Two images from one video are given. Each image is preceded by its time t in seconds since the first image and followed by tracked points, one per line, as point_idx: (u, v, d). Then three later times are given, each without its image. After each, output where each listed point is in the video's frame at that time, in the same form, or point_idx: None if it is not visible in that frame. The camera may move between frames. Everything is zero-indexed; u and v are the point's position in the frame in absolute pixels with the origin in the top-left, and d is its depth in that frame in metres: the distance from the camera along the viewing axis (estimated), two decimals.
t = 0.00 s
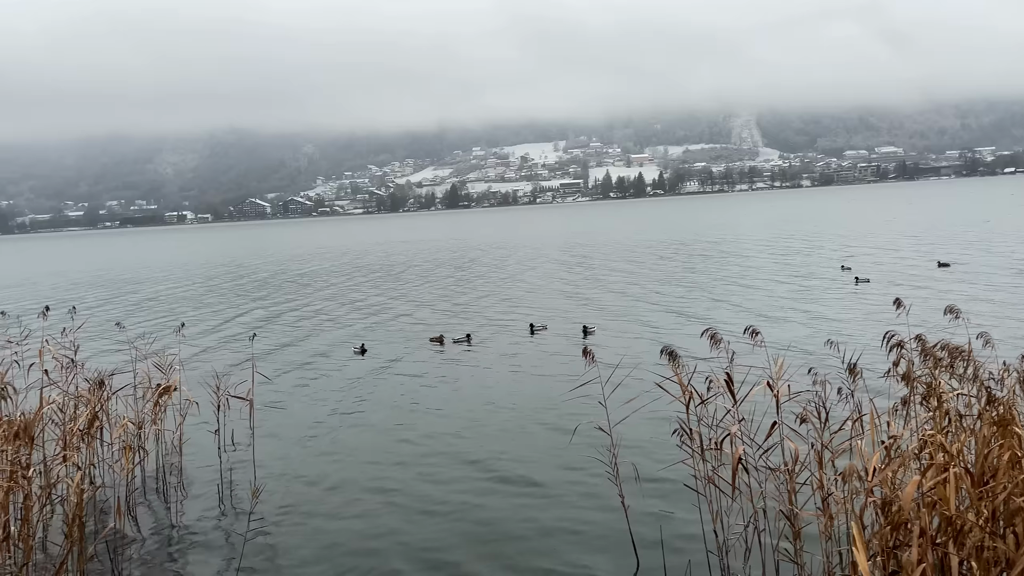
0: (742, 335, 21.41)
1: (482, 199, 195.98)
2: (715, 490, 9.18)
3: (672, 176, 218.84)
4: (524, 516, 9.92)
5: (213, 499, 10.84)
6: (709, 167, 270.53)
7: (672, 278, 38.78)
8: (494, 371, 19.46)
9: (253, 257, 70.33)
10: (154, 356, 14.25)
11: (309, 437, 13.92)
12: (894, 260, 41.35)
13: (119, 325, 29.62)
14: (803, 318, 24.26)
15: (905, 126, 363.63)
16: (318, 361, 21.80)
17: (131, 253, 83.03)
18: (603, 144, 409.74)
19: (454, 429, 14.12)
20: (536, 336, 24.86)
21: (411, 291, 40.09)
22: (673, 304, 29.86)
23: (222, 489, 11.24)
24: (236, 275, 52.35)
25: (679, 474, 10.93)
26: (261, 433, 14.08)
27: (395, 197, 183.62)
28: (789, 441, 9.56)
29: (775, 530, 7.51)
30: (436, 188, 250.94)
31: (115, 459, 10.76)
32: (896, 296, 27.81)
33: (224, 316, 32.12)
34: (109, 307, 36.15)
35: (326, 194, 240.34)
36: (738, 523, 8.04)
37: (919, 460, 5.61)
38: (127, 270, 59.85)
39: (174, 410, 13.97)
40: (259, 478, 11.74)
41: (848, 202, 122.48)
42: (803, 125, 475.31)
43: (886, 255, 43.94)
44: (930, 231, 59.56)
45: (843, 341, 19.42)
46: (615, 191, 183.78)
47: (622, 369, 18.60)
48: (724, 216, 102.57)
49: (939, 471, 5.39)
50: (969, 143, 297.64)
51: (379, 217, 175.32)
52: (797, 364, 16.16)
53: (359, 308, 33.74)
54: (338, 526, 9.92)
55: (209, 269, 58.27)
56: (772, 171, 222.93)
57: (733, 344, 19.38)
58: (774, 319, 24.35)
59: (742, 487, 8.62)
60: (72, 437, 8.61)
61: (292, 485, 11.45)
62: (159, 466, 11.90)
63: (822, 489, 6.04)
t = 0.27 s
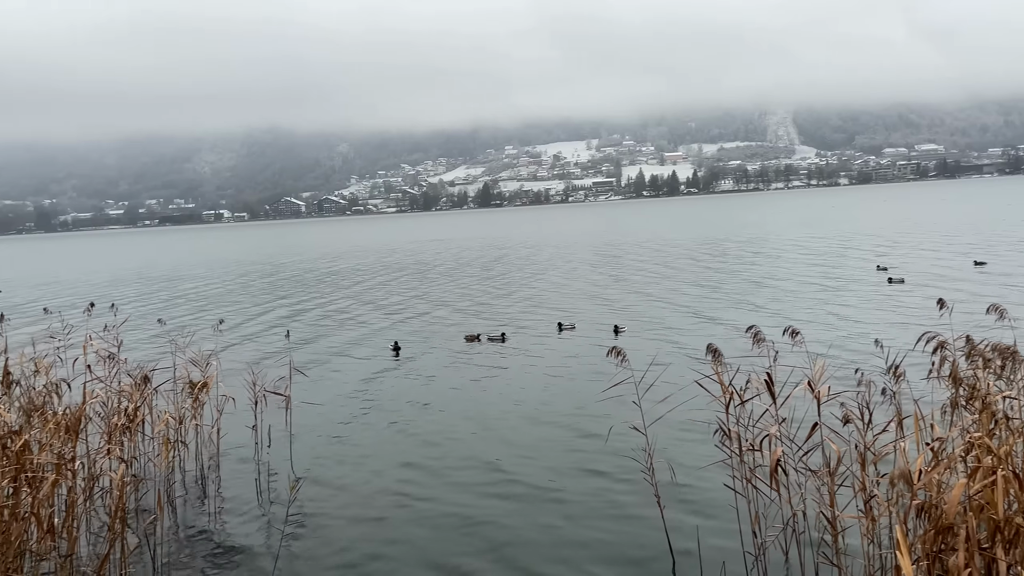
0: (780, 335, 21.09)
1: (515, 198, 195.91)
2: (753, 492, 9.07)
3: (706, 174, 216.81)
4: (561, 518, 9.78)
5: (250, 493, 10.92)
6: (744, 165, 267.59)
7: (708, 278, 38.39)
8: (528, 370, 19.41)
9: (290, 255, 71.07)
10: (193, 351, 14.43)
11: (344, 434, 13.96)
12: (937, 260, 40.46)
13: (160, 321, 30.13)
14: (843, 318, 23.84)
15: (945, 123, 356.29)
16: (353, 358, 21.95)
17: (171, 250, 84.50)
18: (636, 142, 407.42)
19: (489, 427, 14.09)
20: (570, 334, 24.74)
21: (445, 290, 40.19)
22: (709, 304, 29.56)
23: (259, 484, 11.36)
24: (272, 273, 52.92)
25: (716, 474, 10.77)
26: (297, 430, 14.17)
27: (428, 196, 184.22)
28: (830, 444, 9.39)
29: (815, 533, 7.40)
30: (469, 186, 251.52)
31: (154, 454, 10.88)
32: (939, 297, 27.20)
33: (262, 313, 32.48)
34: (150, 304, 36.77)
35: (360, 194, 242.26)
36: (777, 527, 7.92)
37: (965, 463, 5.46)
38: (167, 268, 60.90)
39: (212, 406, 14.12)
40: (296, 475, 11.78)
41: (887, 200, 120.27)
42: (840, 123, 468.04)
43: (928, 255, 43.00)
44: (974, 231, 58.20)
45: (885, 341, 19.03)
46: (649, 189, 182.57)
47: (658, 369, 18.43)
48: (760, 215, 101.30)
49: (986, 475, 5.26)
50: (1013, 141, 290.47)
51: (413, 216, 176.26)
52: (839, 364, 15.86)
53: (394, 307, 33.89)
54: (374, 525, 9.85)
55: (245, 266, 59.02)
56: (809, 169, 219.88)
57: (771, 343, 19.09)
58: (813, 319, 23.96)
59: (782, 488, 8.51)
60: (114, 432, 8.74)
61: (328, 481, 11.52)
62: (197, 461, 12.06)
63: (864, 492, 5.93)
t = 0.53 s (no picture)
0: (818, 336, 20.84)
1: (548, 196, 195.49)
2: (791, 496, 8.99)
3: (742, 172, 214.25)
4: (593, 520, 9.77)
5: (286, 489, 11.09)
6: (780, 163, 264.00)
7: (744, 277, 38.02)
8: (562, 370, 19.44)
9: (326, 253, 71.83)
10: (232, 347, 14.69)
11: (380, 432, 14.11)
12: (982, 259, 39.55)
13: (200, 318, 30.71)
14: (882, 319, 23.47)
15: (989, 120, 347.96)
16: (389, 356, 22.17)
17: (210, 248, 85.95)
18: (671, 140, 404.10)
19: (523, 427, 14.16)
20: (605, 334, 24.72)
21: (480, 288, 40.35)
22: (745, 304, 29.28)
23: (297, 479, 11.56)
24: (309, 271, 53.52)
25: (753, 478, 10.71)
26: (333, 426, 14.35)
27: (462, 194, 184.68)
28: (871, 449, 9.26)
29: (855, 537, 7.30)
30: (502, 185, 251.65)
31: (194, 448, 11.10)
32: (983, 298, 26.62)
33: (299, 310, 32.91)
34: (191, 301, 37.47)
35: (395, 192, 243.73)
36: (816, 531, 7.84)
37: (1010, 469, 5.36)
38: (207, 265, 61.94)
39: (250, 402, 14.36)
40: (331, 471, 11.93)
41: (929, 198, 117.80)
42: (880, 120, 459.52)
43: (972, 254, 42.07)
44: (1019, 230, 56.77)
45: (926, 343, 18.70)
46: (684, 187, 181.04)
47: (693, 370, 18.35)
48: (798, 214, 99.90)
49: None
50: None
51: (446, 214, 176.94)
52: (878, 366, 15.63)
53: (428, 305, 34.13)
54: (409, 523, 9.97)
55: (283, 264, 59.82)
56: (847, 167, 216.26)
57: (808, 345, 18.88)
58: (852, 320, 23.63)
59: (820, 491, 8.43)
60: (156, 425, 8.93)
61: (365, 478, 11.69)
62: (236, 455, 12.31)
63: (906, 497, 5.83)
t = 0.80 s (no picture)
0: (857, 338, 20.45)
1: (582, 195, 194.79)
2: (828, 500, 8.80)
3: (780, 171, 211.49)
4: (626, 522, 9.67)
5: (320, 485, 11.17)
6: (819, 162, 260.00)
7: (781, 278, 37.50)
8: (595, 370, 19.34)
9: (361, 251, 72.42)
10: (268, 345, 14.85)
11: (413, 430, 14.14)
12: None
13: (237, 315, 31.14)
14: (924, 322, 22.97)
15: None
16: (422, 355, 22.26)
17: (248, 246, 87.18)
18: (707, 139, 400.24)
19: (554, 427, 14.10)
20: (638, 335, 24.55)
21: (514, 287, 40.38)
22: (782, 305, 28.87)
23: (330, 475, 11.64)
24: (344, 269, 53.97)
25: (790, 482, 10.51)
26: (367, 424, 14.42)
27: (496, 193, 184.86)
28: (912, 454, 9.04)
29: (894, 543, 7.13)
30: (537, 184, 251.47)
31: (231, 444, 11.23)
32: None
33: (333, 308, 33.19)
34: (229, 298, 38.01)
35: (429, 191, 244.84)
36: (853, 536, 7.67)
37: None
38: (245, 263, 62.83)
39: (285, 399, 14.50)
40: (364, 468, 11.98)
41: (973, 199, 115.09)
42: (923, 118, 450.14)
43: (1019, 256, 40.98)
44: None
45: (969, 347, 18.25)
46: (720, 187, 179.14)
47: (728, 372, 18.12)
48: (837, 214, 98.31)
49: None
50: None
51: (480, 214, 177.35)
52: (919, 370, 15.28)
53: (462, 304, 34.22)
54: (441, 520, 9.98)
55: (319, 262, 60.46)
56: (888, 167, 212.23)
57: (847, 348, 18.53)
58: (892, 323, 23.17)
59: (858, 496, 8.25)
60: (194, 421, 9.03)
61: (398, 475, 11.72)
62: (271, 451, 12.43)
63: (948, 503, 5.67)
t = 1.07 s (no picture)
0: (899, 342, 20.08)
1: (620, 195, 193.60)
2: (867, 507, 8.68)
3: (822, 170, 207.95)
4: (660, 526, 9.66)
5: (356, 482, 11.34)
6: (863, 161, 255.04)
7: (821, 279, 36.92)
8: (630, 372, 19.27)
9: (399, 250, 72.94)
10: (307, 343, 15.09)
11: (449, 429, 14.27)
12: None
13: (276, 313, 31.62)
14: (968, 325, 22.48)
15: None
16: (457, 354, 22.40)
17: (288, 245, 88.36)
18: (747, 138, 395.21)
19: (588, 429, 14.12)
20: (675, 336, 24.41)
21: (550, 288, 40.38)
22: (822, 307, 28.44)
23: (365, 472, 11.80)
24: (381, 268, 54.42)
25: (827, 489, 10.38)
26: (403, 423, 14.57)
27: (533, 193, 184.73)
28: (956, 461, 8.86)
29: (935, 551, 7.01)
30: (574, 184, 250.63)
31: (269, 441, 11.44)
32: None
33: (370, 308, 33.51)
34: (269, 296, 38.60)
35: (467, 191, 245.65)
36: (894, 544, 7.55)
37: None
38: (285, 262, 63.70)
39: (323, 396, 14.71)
40: (399, 467, 12.13)
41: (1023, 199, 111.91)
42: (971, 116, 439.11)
43: None
44: None
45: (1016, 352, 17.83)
46: (760, 186, 176.70)
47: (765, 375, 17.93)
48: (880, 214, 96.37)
49: None
50: None
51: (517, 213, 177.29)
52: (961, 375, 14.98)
53: (498, 304, 34.32)
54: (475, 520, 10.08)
55: (357, 261, 61.07)
56: (935, 166, 207.30)
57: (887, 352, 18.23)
58: (934, 326, 22.71)
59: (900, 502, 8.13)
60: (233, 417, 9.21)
61: (433, 474, 11.85)
62: (308, 447, 12.63)
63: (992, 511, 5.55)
